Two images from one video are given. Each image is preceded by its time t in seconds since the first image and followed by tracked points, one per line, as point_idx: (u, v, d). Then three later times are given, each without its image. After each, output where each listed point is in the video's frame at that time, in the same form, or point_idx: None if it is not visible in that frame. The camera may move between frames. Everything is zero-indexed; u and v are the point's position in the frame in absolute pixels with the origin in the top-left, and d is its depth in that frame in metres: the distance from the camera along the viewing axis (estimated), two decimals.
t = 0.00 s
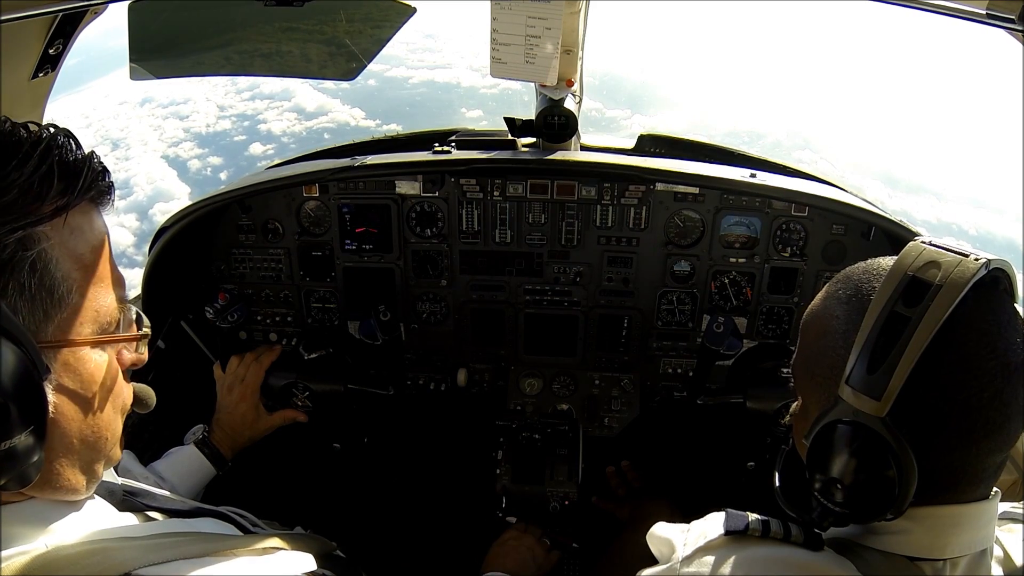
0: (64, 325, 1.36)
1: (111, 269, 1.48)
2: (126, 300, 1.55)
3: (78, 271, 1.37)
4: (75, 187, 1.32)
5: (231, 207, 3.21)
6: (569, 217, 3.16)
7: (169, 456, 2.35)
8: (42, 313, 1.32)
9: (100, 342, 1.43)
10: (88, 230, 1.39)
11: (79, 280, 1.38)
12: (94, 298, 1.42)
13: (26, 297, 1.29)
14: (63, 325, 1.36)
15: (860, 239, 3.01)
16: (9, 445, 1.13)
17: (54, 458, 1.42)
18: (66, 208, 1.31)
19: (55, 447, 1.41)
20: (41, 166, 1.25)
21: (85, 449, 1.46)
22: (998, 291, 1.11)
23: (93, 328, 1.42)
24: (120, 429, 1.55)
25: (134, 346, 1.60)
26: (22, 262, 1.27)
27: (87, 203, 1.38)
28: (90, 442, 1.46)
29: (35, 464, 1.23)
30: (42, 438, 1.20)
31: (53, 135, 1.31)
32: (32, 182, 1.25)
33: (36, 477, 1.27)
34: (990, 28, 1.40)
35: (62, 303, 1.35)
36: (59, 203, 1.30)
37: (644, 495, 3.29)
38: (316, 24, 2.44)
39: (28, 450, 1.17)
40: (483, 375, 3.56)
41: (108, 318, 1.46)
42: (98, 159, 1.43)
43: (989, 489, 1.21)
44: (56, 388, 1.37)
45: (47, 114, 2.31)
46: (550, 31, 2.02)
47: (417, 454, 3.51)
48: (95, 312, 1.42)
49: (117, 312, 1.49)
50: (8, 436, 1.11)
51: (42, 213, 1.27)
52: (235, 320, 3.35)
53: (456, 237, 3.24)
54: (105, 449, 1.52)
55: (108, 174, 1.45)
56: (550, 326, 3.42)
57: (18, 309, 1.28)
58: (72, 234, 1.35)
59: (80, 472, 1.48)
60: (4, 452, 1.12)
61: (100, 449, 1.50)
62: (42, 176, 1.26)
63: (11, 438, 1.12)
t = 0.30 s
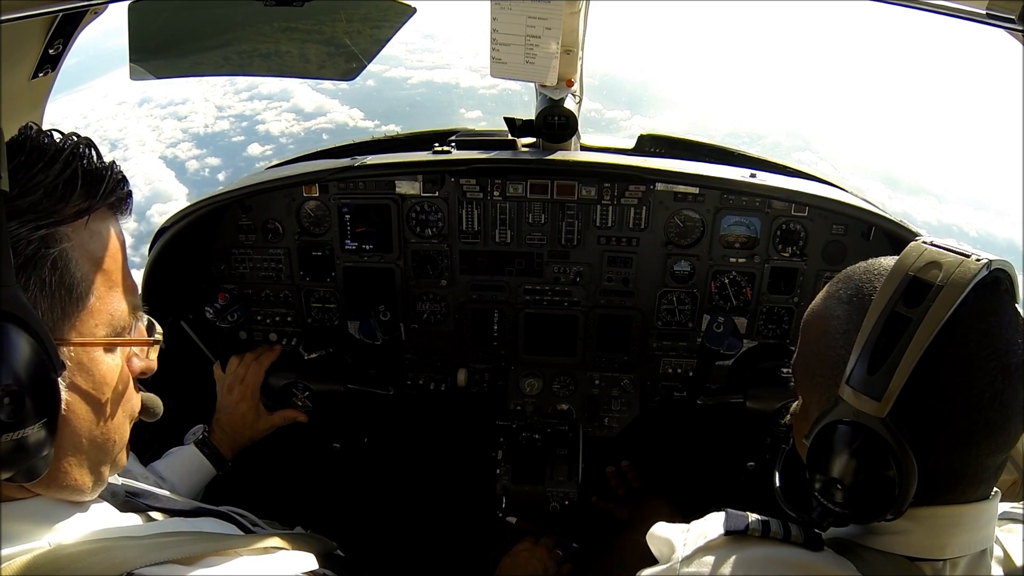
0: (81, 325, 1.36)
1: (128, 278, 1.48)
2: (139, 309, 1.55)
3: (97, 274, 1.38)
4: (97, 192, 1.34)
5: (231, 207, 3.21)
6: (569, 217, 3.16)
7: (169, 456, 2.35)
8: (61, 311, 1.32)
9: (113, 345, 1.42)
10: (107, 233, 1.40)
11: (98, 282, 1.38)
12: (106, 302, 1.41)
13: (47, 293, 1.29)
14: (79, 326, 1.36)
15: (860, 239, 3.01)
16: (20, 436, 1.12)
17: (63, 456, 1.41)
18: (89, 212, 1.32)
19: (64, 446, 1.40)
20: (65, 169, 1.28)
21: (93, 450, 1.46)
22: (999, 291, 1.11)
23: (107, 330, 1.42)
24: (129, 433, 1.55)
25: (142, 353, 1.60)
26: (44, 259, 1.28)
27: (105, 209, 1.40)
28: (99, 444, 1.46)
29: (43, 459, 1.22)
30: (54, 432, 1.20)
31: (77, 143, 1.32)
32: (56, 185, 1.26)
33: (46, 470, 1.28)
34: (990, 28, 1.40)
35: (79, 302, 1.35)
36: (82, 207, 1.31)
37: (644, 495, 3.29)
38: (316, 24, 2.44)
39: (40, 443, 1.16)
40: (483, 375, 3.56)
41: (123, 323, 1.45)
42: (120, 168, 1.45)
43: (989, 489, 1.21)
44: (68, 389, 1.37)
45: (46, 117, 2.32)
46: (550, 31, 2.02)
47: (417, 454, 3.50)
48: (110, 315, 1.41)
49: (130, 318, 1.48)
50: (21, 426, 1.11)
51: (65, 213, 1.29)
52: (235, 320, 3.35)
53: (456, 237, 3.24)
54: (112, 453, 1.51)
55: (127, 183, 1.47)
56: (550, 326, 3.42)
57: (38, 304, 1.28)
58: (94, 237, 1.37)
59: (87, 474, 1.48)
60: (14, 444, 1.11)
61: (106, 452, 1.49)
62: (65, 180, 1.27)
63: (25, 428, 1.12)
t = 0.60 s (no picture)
0: (87, 325, 1.35)
1: (133, 281, 1.48)
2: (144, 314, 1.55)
3: (105, 274, 1.38)
4: (109, 196, 1.34)
5: (231, 207, 3.21)
6: (569, 217, 3.16)
7: (169, 456, 2.35)
8: (70, 310, 1.32)
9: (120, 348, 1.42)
10: (117, 236, 1.40)
11: (105, 284, 1.38)
12: (114, 305, 1.41)
13: (57, 291, 1.29)
14: (88, 326, 1.36)
15: (860, 239, 3.01)
16: (28, 432, 1.12)
17: (69, 456, 1.41)
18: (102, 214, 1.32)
19: (70, 445, 1.40)
20: (79, 172, 1.29)
21: (98, 450, 1.46)
22: (999, 291, 1.11)
23: (114, 332, 1.41)
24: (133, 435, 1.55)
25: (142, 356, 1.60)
26: (56, 258, 1.28)
27: (115, 213, 1.40)
28: (103, 444, 1.46)
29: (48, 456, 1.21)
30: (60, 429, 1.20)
31: (89, 148, 1.32)
32: (70, 187, 1.28)
33: (51, 467, 1.27)
34: (991, 28, 1.40)
35: (88, 301, 1.35)
36: (95, 209, 1.32)
37: (644, 495, 3.29)
38: (315, 24, 2.44)
39: (46, 440, 1.16)
40: (483, 375, 3.56)
41: (129, 325, 1.45)
42: (130, 174, 1.45)
43: (989, 489, 1.21)
44: (77, 391, 1.37)
45: (47, 117, 2.33)
46: (550, 31, 2.02)
47: (417, 454, 3.50)
48: (118, 318, 1.41)
49: (136, 321, 1.48)
50: (30, 422, 1.11)
51: (77, 214, 1.29)
52: (235, 320, 3.35)
53: (456, 237, 3.24)
54: (115, 454, 1.51)
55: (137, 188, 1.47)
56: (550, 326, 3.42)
57: (49, 301, 1.28)
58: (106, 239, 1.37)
59: (91, 474, 1.48)
60: (21, 439, 1.11)
61: (109, 453, 1.49)
62: (78, 182, 1.28)
63: (32, 424, 1.12)
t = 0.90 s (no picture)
0: (80, 322, 1.36)
1: (122, 269, 1.47)
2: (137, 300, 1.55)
3: (95, 270, 1.38)
4: (93, 188, 1.32)
5: (231, 207, 3.21)
6: (569, 217, 3.17)
7: (169, 456, 2.35)
8: (61, 308, 1.32)
9: (115, 339, 1.42)
10: (105, 230, 1.40)
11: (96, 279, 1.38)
12: (106, 296, 1.42)
13: (47, 291, 1.29)
14: (80, 322, 1.36)
15: (860, 239, 3.01)
16: (26, 436, 1.12)
17: (68, 453, 1.41)
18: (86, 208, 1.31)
19: (69, 443, 1.41)
20: (60, 167, 1.27)
21: (97, 445, 1.46)
22: (999, 290, 1.11)
23: (107, 324, 1.42)
24: (130, 425, 1.55)
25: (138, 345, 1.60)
26: (43, 258, 1.28)
27: (101, 204, 1.38)
28: (102, 437, 1.47)
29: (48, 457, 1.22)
30: (59, 429, 1.20)
31: (69, 139, 1.30)
32: (52, 182, 1.26)
33: (52, 467, 1.27)
34: (990, 28, 1.40)
35: (80, 299, 1.35)
36: (79, 203, 1.30)
37: (643, 495, 3.29)
38: (316, 24, 2.45)
39: (45, 442, 1.16)
40: (483, 375, 3.56)
41: (120, 317, 1.46)
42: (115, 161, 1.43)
43: (990, 489, 1.21)
44: (72, 383, 1.37)
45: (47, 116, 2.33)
46: (550, 31, 2.02)
47: (417, 454, 3.50)
48: (109, 309, 1.42)
49: (127, 311, 1.48)
50: (27, 426, 1.11)
51: (62, 210, 1.28)
52: (235, 320, 3.35)
53: (456, 237, 3.24)
54: (114, 445, 1.52)
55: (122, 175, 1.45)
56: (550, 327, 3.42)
57: (39, 303, 1.29)
58: (93, 234, 1.36)
59: (91, 468, 1.48)
60: (20, 443, 1.12)
61: (108, 446, 1.50)
62: (60, 176, 1.27)
63: (29, 428, 1.12)
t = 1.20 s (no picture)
0: (48, 321, 1.36)
1: (94, 257, 1.47)
2: (111, 286, 1.55)
3: (60, 264, 1.37)
4: (46, 178, 1.30)
5: (231, 206, 3.21)
6: (569, 217, 3.17)
7: (169, 456, 2.35)
8: (26, 312, 1.31)
9: (89, 332, 1.43)
10: (65, 222, 1.37)
11: (60, 275, 1.37)
12: (77, 289, 1.41)
13: (8, 296, 1.28)
14: (49, 321, 1.36)
15: (860, 238, 3.01)
16: (5, 452, 1.12)
17: (53, 455, 1.42)
18: (38, 203, 1.29)
19: (53, 444, 1.41)
20: (9, 161, 1.23)
21: (84, 443, 1.47)
22: (1001, 291, 1.11)
23: (80, 319, 1.42)
24: (116, 412, 1.55)
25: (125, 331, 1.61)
26: None
27: (60, 193, 1.36)
28: (87, 432, 1.47)
29: (33, 466, 1.22)
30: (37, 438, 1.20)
31: (18, 122, 1.25)
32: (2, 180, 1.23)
33: (37, 476, 1.28)
34: (990, 28, 1.40)
35: (45, 300, 1.34)
36: (30, 198, 1.28)
37: (643, 495, 3.29)
38: (316, 24, 2.45)
39: (24, 454, 1.16)
40: (483, 375, 3.56)
41: (94, 306, 1.45)
42: (69, 144, 1.40)
43: (990, 489, 1.21)
44: (49, 381, 1.37)
45: (47, 119, 2.34)
46: (550, 31, 2.02)
47: (417, 454, 3.50)
48: (80, 301, 1.41)
49: (102, 299, 1.48)
50: (6, 442, 1.11)
51: (15, 209, 1.26)
52: (235, 320, 3.35)
53: (456, 237, 3.24)
54: (102, 437, 1.52)
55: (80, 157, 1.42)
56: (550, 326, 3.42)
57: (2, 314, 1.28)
58: (52, 229, 1.34)
59: (80, 465, 1.49)
60: None
61: (96, 440, 1.50)
62: (9, 172, 1.23)
63: (8, 444, 1.12)
